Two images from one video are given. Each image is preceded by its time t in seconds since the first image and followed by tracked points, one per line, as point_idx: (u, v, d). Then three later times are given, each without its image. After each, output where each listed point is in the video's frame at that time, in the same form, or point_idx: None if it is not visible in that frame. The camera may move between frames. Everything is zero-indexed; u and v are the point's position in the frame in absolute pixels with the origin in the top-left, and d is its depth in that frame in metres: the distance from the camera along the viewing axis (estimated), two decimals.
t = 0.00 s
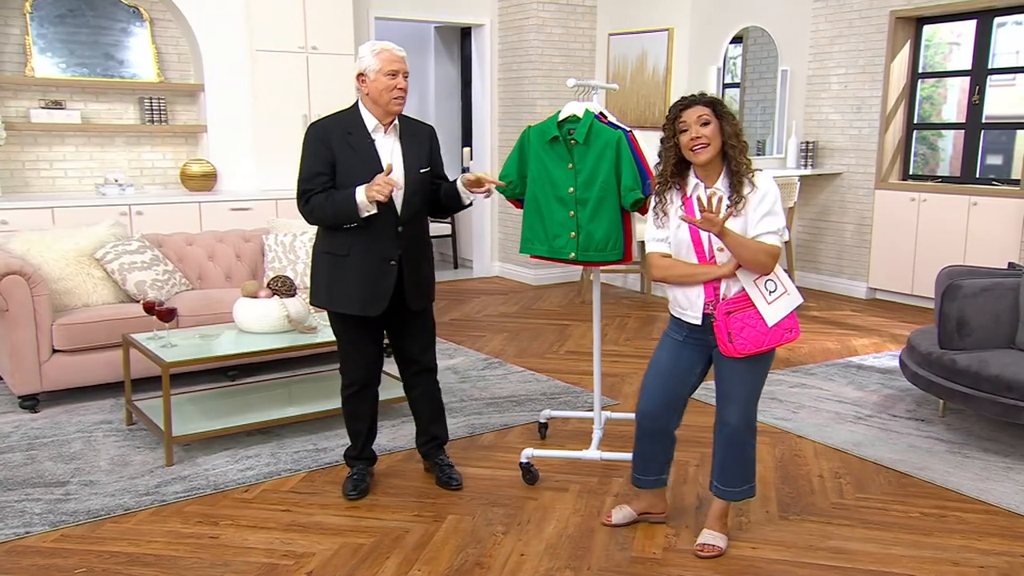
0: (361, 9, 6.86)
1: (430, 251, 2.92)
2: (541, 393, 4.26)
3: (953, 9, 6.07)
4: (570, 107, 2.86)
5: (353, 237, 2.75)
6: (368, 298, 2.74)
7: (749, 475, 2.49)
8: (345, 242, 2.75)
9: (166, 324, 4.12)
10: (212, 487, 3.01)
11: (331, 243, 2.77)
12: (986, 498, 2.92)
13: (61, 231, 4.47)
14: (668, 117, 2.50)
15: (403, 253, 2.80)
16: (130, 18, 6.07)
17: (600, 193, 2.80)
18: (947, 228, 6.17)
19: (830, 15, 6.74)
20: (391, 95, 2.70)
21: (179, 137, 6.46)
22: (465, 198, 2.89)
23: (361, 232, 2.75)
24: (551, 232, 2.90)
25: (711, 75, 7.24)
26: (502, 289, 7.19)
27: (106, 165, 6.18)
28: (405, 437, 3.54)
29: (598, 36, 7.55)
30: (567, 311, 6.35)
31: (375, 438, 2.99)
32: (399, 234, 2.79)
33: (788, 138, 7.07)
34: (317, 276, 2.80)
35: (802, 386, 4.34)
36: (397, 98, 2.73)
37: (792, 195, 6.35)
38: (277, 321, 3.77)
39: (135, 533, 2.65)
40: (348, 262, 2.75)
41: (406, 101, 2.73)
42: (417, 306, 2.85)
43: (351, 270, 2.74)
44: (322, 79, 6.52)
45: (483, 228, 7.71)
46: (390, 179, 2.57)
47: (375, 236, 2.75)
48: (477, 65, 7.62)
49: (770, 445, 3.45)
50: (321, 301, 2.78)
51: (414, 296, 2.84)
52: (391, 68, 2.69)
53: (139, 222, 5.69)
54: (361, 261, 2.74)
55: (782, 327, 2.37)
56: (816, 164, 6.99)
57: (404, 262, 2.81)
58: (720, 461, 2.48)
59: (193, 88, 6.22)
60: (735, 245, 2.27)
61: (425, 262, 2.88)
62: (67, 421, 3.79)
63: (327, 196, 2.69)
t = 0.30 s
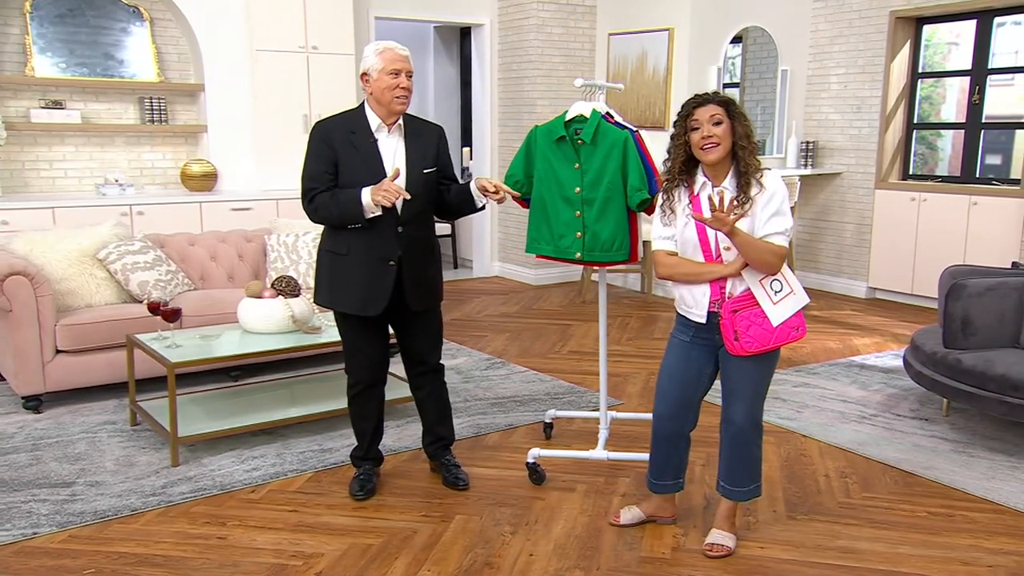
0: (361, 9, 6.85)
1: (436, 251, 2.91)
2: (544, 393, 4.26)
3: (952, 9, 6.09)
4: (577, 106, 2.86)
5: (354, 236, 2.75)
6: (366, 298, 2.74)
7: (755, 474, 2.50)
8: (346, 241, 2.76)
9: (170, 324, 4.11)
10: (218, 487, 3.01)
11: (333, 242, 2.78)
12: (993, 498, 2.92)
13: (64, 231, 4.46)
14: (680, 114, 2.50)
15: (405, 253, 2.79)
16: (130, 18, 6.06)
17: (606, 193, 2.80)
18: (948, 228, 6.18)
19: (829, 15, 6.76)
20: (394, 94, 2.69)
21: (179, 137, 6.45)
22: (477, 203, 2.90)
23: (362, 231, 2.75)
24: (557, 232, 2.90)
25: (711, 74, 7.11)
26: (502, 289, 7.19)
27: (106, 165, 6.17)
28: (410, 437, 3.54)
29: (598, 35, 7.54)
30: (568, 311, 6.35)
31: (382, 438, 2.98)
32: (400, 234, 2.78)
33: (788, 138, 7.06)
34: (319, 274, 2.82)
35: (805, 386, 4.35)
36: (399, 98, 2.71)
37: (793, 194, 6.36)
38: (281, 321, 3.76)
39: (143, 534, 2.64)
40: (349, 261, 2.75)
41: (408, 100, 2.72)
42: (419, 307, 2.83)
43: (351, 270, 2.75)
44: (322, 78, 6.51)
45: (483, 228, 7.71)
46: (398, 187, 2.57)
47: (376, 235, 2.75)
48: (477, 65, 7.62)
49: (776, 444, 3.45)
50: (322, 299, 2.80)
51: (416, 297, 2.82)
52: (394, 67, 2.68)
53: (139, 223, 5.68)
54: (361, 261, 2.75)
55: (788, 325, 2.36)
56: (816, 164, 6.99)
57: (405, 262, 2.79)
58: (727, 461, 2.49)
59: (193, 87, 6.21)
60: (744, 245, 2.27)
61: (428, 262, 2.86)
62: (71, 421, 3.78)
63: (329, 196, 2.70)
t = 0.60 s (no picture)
0: (359, 9, 6.85)
1: (440, 251, 2.90)
2: (546, 393, 4.26)
3: (950, 10, 6.11)
4: (582, 106, 2.87)
5: (359, 237, 2.75)
6: (372, 298, 2.73)
7: (760, 474, 2.50)
8: (351, 242, 2.76)
9: (171, 325, 4.11)
10: (223, 488, 3.01)
11: (338, 243, 2.77)
12: (997, 497, 2.93)
13: (64, 232, 4.45)
14: (689, 111, 2.51)
15: (410, 252, 2.78)
16: (129, 18, 6.05)
17: (611, 193, 2.80)
18: (946, 227, 6.20)
19: (827, 15, 6.79)
20: (398, 94, 2.68)
21: (178, 137, 6.43)
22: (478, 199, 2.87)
23: (367, 231, 2.75)
24: (562, 232, 2.90)
25: (711, 75, 6.74)
26: (501, 289, 7.19)
27: (104, 165, 6.15)
28: (414, 437, 3.54)
29: (597, 36, 7.53)
30: (567, 311, 6.35)
31: (386, 438, 2.97)
32: (405, 235, 2.78)
33: (786, 137, 7.07)
34: (325, 275, 2.82)
35: (806, 385, 4.36)
36: (403, 97, 2.71)
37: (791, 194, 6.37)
38: (284, 321, 3.75)
39: (148, 534, 2.64)
40: (354, 262, 2.75)
41: (413, 100, 2.71)
42: (425, 307, 2.83)
43: (357, 271, 2.75)
44: (322, 78, 6.51)
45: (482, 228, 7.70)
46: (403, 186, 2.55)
47: (381, 235, 2.75)
48: (475, 65, 7.61)
49: (778, 444, 3.46)
50: (327, 301, 2.80)
51: (422, 296, 2.81)
52: (398, 67, 2.68)
53: (138, 223, 5.67)
54: (366, 262, 2.74)
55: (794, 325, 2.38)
56: (814, 163, 7.00)
57: (411, 262, 2.79)
58: (732, 461, 2.49)
59: (192, 87, 6.20)
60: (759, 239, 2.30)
61: (433, 261, 2.86)
62: (72, 422, 3.77)
63: (333, 196, 2.70)
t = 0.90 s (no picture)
0: (357, 9, 6.84)
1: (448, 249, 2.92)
2: (547, 393, 4.26)
3: (946, 10, 6.13)
4: (585, 107, 2.87)
5: (374, 238, 2.74)
6: (389, 299, 2.73)
7: (766, 475, 2.51)
8: (367, 244, 2.74)
9: (170, 326, 4.09)
10: (225, 489, 3.00)
11: (352, 246, 2.75)
12: (998, 496, 2.94)
13: (63, 232, 4.44)
14: (697, 110, 2.52)
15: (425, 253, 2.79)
16: (126, 17, 6.03)
17: (614, 193, 2.81)
18: (943, 227, 6.21)
19: (824, 16, 6.82)
20: (410, 94, 2.69)
21: (175, 137, 6.42)
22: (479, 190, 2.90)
23: (382, 232, 2.74)
24: (564, 232, 2.89)
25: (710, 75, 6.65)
26: (499, 289, 7.19)
27: (101, 165, 6.14)
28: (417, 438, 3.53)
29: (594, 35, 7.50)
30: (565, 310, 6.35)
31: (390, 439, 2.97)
32: (421, 234, 2.78)
33: (783, 137, 7.08)
34: (337, 279, 2.80)
35: (806, 385, 4.36)
36: (415, 97, 2.72)
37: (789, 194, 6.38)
38: (284, 322, 3.75)
39: (151, 536, 2.63)
40: (369, 264, 2.73)
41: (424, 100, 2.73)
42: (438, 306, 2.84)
43: (372, 273, 2.73)
44: (319, 79, 6.50)
45: (480, 228, 7.70)
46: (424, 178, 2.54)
47: (396, 237, 2.74)
48: (472, 65, 7.61)
49: (779, 444, 3.46)
50: (341, 304, 2.78)
51: (435, 296, 2.83)
52: (409, 67, 2.68)
53: (136, 223, 5.66)
54: (382, 263, 2.73)
55: (797, 327, 2.36)
56: (811, 163, 7.02)
57: (425, 262, 2.80)
58: (737, 462, 2.50)
59: (189, 87, 6.19)
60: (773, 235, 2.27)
61: (444, 260, 2.87)
62: (71, 423, 3.76)
63: (350, 198, 2.68)
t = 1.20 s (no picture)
0: (352, 9, 6.83)
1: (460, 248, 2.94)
2: (545, 393, 4.27)
3: (939, 10, 6.15)
4: (585, 107, 2.87)
5: (400, 239, 2.72)
6: (415, 299, 2.73)
7: (768, 475, 2.51)
8: (392, 245, 2.72)
9: (167, 326, 4.08)
10: (224, 490, 2.99)
11: (376, 247, 2.72)
12: (996, 494, 2.95)
13: (58, 232, 4.42)
14: (700, 112, 2.52)
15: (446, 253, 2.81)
16: (120, 17, 6.01)
17: (614, 194, 2.82)
18: (937, 227, 6.24)
19: (817, 16, 6.84)
20: (431, 93, 2.69)
21: (169, 137, 6.40)
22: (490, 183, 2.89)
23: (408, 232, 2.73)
24: (565, 232, 2.89)
25: (705, 75, 6.66)
26: (495, 290, 7.18)
27: (95, 165, 6.11)
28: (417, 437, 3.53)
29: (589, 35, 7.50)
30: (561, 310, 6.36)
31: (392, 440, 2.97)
32: (443, 234, 2.79)
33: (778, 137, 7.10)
34: (358, 281, 2.76)
35: (803, 384, 4.37)
36: (436, 97, 2.72)
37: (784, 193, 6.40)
38: (282, 322, 3.74)
39: (151, 537, 2.62)
40: (395, 265, 2.72)
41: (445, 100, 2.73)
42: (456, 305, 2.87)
43: (398, 274, 2.72)
44: (314, 79, 6.49)
45: (475, 228, 7.70)
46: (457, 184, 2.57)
47: (421, 237, 2.74)
48: (467, 64, 7.61)
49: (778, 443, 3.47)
50: (363, 307, 2.74)
51: (455, 294, 2.85)
52: (430, 68, 2.68)
53: (131, 223, 5.63)
54: (408, 264, 2.72)
55: (802, 329, 2.37)
56: (806, 163, 7.03)
57: (446, 261, 2.81)
58: (739, 462, 2.50)
59: (183, 87, 6.17)
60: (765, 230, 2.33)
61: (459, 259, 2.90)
62: (68, 425, 3.74)
63: (378, 199, 2.64)
